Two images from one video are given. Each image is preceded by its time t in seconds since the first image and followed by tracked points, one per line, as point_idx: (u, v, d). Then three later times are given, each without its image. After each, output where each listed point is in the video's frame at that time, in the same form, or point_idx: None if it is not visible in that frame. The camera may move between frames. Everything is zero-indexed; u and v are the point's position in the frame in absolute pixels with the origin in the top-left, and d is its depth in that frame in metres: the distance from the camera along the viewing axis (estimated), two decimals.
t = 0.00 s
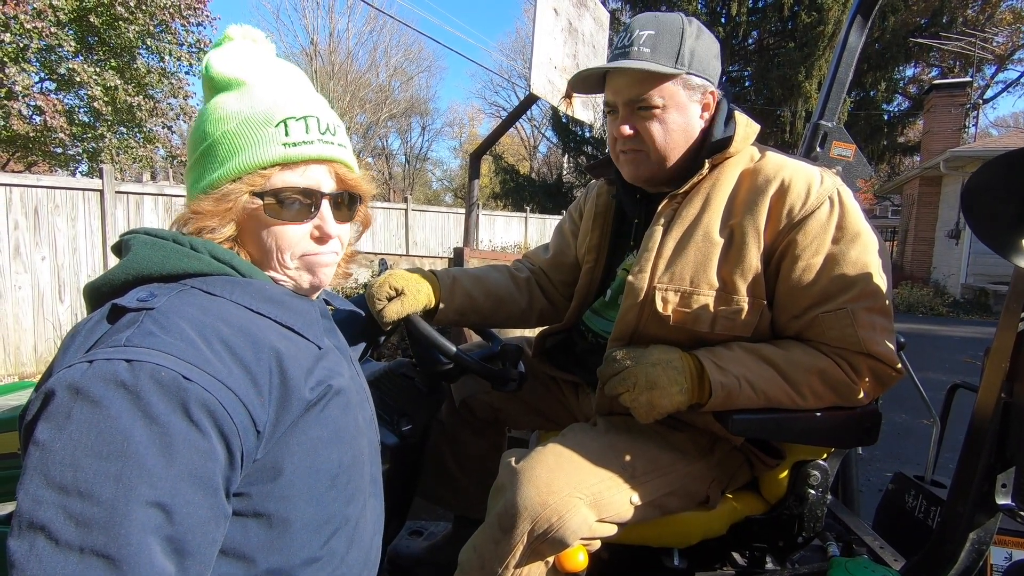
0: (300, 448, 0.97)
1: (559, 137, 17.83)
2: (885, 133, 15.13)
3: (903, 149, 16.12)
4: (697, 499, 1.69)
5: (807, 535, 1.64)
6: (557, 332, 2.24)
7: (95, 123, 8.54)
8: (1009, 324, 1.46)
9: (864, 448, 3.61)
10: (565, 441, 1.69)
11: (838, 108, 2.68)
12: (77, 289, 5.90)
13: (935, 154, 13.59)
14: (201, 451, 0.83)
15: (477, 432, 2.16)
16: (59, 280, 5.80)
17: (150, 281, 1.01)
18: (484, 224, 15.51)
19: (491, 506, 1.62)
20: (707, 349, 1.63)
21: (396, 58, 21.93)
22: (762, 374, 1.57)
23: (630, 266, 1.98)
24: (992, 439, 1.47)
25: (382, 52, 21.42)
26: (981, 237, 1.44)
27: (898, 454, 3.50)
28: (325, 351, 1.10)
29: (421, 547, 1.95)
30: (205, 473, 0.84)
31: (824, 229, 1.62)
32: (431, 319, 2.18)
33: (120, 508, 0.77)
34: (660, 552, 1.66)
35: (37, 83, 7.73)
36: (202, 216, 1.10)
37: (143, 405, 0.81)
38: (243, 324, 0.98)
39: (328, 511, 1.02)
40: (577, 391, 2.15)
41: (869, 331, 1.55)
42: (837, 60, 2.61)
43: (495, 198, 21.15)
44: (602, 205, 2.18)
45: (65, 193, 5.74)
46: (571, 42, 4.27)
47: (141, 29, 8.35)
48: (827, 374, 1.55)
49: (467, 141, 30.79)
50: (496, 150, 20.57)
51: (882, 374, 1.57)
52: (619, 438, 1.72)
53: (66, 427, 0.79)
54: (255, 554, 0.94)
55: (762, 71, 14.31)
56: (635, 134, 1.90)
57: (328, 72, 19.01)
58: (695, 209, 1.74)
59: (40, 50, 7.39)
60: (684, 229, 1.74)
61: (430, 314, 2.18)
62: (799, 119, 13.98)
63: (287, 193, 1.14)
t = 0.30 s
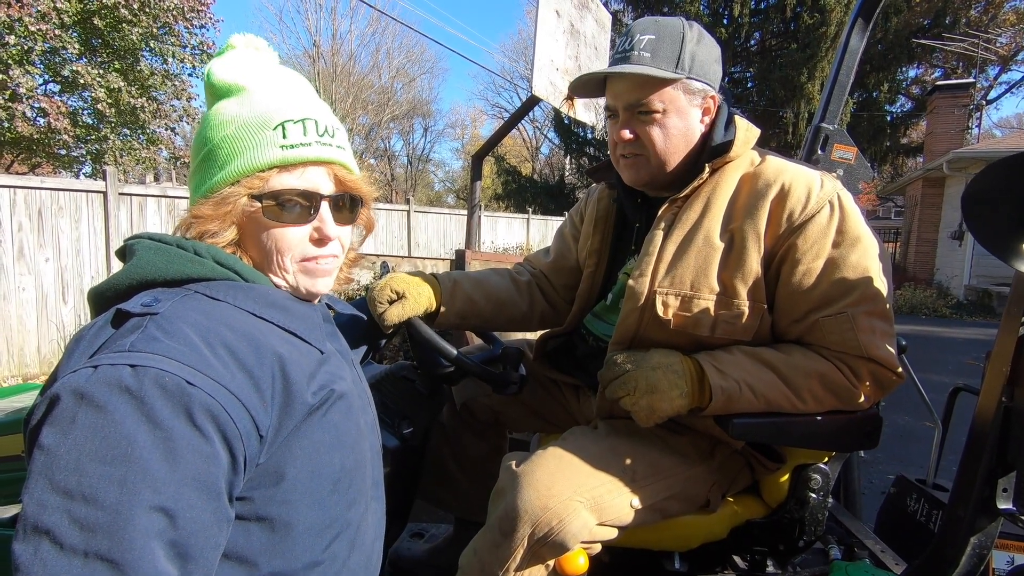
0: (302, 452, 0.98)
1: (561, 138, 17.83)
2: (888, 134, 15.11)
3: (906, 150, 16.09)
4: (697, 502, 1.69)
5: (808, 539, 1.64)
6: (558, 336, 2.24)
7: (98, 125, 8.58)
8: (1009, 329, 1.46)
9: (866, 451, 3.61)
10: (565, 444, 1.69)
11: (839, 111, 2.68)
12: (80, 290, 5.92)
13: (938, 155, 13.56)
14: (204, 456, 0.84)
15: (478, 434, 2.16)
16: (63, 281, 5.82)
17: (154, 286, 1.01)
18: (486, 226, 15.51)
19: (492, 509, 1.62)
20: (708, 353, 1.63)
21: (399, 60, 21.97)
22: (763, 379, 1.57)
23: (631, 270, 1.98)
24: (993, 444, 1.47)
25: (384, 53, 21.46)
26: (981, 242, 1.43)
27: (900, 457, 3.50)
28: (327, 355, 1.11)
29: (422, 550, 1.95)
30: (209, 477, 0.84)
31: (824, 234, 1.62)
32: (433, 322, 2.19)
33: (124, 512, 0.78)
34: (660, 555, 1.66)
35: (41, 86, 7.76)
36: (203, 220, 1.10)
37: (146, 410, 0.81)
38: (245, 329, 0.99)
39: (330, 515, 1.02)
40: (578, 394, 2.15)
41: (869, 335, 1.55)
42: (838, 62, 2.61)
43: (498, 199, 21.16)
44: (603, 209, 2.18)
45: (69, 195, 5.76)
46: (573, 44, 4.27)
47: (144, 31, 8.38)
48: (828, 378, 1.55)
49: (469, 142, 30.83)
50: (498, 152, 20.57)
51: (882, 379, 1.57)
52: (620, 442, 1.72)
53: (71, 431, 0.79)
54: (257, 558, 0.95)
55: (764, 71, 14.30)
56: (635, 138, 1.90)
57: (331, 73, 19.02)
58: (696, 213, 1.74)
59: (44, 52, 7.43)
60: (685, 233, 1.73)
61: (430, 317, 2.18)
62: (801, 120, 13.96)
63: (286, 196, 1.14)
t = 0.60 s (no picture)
0: (309, 455, 0.97)
1: (564, 138, 17.82)
2: (892, 134, 15.07)
3: (910, 151, 16.05)
4: (702, 505, 1.68)
5: (813, 543, 1.62)
6: (562, 338, 2.24)
7: (103, 126, 8.60)
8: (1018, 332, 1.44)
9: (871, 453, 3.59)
10: (569, 447, 1.69)
11: (844, 112, 2.65)
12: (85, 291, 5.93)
13: (942, 156, 13.51)
14: (211, 459, 0.83)
15: (482, 436, 2.16)
16: (67, 281, 5.83)
17: (160, 289, 1.01)
18: (489, 226, 15.50)
19: (495, 512, 1.62)
20: (713, 356, 1.63)
21: (402, 61, 21.99)
22: (768, 382, 1.56)
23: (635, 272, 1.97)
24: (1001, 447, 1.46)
25: (387, 54, 21.48)
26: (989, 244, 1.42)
27: (906, 460, 3.48)
28: (334, 358, 1.10)
29: (426, 551, 1.95)
30: (215, 480, 0.84)
31: (830, 236, 1.61)
32: (437, 323, 2.18)
33: (132, 516, 0.77)
34: (665, 559, 1.66)
35: (45, 86, 7.78)
36: (215, 223, 1.10)
37: (154, 414, 0.81)
38: (253, 332, 0.98)
39: (337, 518, 1.02)
40: (582, 396, 2.15)
41: (876, 338, 1.54)
42: (844, 63, 2.60)
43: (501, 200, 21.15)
44: (608, 212, 2.17)
45: (74, 196, 5.77)
46: (577, 44, 4.26)
47: (148, 32, 8.39)
48: (834, 382, 1.54)
49: (472, 143, 30.84)
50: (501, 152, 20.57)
51: (889, 381, 1.56)
52: (624, 444, 1.71)
53: (80, 435, 0.79)
54: (265, 561, 0.94)
55: (767, 72, 14.28)
56: (640, 139, 1.90)
57: (334, 74, 19.02)
58: (701, 215, 1.73)
59: (49, 53, 7.45)
60: (691, 234, 1.73)
61: (435, 318, 2.18)
62: (805, 120, 13.93)
63: (297, 193, 1.14)
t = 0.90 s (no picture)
0: (307, 454, 0.97)
1: (566, 137, 17.79)
2: (895, 133, 15.02)
3: (914, 149, 16.00)
4: (704, 505, 1.67)
5: (815, 542, 1.61)
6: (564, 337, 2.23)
7: (105, 125, 8.62)
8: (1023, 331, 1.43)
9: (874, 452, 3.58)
10: (570, 446, 1.68)
11: (847, 110, 2.63)
12: (88, 290, 5.94)
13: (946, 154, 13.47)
14: (204, 463, 0.83)
15: (483, 435, 2.15)
16: (71, 280, 5.84)
17: (152, 293, 1.02)
18: (491, 225, 15.48)
19: (497, 511, 1.61)
20: (715, 354, 1.62)
21: (404, 59, 21.97)
22: (771, 381, 1.55)
23: (637, 270, 1.97)
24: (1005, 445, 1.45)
25: (390, 53, 21.49)
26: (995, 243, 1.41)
27: (909, 459, 3.47)
28: (330, 356, 1.09)
29: (428, 550, 1.95)
30: (210, 483, 0.84)
31: (834, 234, 1.60)
32: (438, 322, 2.18)
33: (126, 522, 0.77)
34: (667, 558, 1.65)
35: (49, 86, 7.79)
36: (212, 233, 1.08)
37: (144, 421, 0.81)
38: (244, 334, 0.98)
39: (339, 515, 1.01)
40: (584, 394, 2.14)
41: (879, 337, 1.53)
42: (847, 61, 2.59)
43: (503, 199, 21.14)
44: (609, 209, 2.17)
45: (77, 195, 5.78)
46: (579, 43, 4.25)
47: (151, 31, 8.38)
48: (836, 381, 1.53)
49: (474, 142, 30.83)
50: (503, 151, 20.55)
51: (892, 380, 1.55)
52: (626, 444, 1.71)
53: (72, 443, 0.79)
54: (267, 560, 0.94)
55: (770, 70, 14.25)
56: (643, 137, 1.89)
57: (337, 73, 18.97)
58: (702, 214, 1.73)
59: (52, 52, 7.47)
60: (692, 233, 1.72)
61: (436, 317, 2.17)
62: (808, 119, 13.89)
63: (293, 194, 1.14)
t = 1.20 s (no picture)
0: (316, 453, 0.97)
1: (568, 135, 17.78)
2: (899, 130, 14.98)
3: (918, 146, 15.95)
4: (708, 504, 1.67)
5: (820, 542, 1.60)
6: (567, 335, 2.22)
7: (108, 124, 8.64)
8: None
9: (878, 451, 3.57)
10: (575, 445, 1.68)
11: (852, 108, 2.63)
12: (92, 288, 5.95)
13: (950, 151, 13.43)
14: (216, 463, 0.83)
15: (487, 434, 2.15)
16: (74, 279, 5.85)
17: (158, 293, 1.01)
18: (493, 223, 15.47)
19: (501, 510, 1.60)
20: (720, 353, 1.61)
21: (406, 57, 21.96)
22: (776, 380, 1.54)
23: (641, 268, 1.96)
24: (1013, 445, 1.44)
25: (392, 51, 21.47)
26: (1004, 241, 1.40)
27: (913, 458, 3.46)
28: (336, 355, 1.09)
29: (431, 549, 1.94)
30: (221, 483, 0.83)
31: (840, 232, 1.59)
32: (442, 321, 2.17)
33: (138, 524, 0.77)
34: (671, 557, 1.64)
35: (52, 84, 7.80)
36: (236, 222, 1.09)
37: (154, 422, 0.81)
38: (252, 334, 0.97)
39: (347, 514, 1.01)
40: (588, 393, 2.13)
41: (885, 336, 1.53)
42: (852, 58, 2.57)
43: (505, 197, 21.13)
44: (613, 207, 2.16)
45: (80, 193, 5.79)
46: (581, 40, 4.23)
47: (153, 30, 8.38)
48: (842, 380, 1.53)
49: (476, 140, 30.82)
50: (506, 149, 20.53)
51: (898, 379, 1.54)
52: (631, 443, 1.70)
53: (83, 445, 0.79)
54: (277, 559, 0.94)
55: (773, 68, 14.20)
56: (649, 134, 1.87)
57: (340, 71, 18.92)
58: (708, 212, 1.72)
59: (55, 51, 7.48)
60: (697, 231, 1.71)
61: (440, 316, 2.17)
62: (811, 116, 13.86)
63: (306, 179, 1.15)
